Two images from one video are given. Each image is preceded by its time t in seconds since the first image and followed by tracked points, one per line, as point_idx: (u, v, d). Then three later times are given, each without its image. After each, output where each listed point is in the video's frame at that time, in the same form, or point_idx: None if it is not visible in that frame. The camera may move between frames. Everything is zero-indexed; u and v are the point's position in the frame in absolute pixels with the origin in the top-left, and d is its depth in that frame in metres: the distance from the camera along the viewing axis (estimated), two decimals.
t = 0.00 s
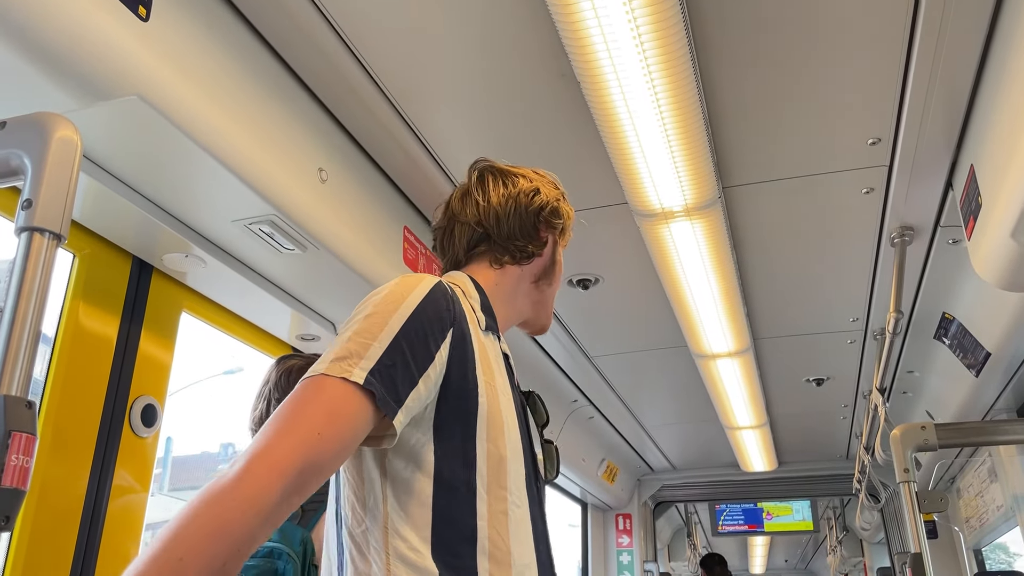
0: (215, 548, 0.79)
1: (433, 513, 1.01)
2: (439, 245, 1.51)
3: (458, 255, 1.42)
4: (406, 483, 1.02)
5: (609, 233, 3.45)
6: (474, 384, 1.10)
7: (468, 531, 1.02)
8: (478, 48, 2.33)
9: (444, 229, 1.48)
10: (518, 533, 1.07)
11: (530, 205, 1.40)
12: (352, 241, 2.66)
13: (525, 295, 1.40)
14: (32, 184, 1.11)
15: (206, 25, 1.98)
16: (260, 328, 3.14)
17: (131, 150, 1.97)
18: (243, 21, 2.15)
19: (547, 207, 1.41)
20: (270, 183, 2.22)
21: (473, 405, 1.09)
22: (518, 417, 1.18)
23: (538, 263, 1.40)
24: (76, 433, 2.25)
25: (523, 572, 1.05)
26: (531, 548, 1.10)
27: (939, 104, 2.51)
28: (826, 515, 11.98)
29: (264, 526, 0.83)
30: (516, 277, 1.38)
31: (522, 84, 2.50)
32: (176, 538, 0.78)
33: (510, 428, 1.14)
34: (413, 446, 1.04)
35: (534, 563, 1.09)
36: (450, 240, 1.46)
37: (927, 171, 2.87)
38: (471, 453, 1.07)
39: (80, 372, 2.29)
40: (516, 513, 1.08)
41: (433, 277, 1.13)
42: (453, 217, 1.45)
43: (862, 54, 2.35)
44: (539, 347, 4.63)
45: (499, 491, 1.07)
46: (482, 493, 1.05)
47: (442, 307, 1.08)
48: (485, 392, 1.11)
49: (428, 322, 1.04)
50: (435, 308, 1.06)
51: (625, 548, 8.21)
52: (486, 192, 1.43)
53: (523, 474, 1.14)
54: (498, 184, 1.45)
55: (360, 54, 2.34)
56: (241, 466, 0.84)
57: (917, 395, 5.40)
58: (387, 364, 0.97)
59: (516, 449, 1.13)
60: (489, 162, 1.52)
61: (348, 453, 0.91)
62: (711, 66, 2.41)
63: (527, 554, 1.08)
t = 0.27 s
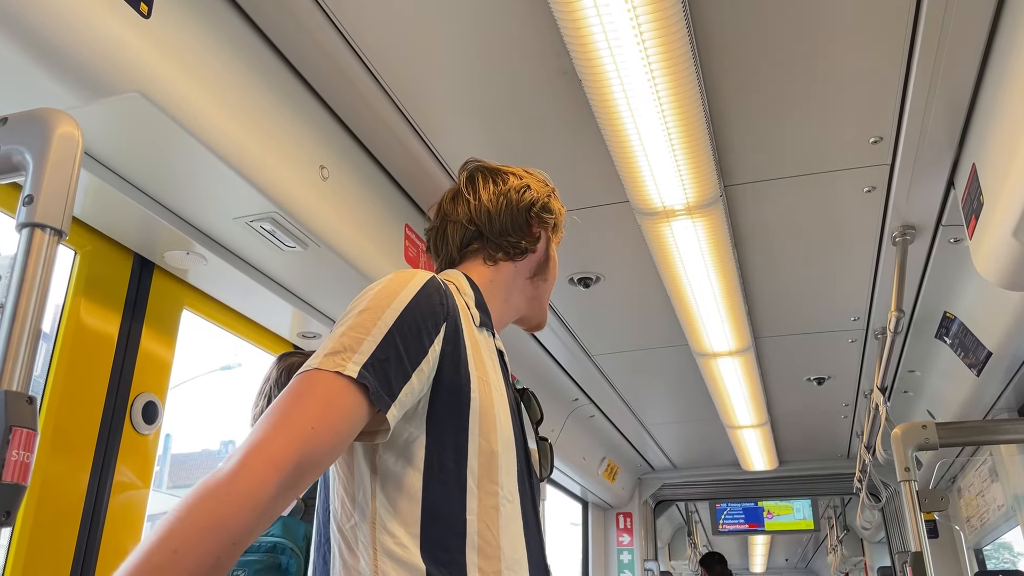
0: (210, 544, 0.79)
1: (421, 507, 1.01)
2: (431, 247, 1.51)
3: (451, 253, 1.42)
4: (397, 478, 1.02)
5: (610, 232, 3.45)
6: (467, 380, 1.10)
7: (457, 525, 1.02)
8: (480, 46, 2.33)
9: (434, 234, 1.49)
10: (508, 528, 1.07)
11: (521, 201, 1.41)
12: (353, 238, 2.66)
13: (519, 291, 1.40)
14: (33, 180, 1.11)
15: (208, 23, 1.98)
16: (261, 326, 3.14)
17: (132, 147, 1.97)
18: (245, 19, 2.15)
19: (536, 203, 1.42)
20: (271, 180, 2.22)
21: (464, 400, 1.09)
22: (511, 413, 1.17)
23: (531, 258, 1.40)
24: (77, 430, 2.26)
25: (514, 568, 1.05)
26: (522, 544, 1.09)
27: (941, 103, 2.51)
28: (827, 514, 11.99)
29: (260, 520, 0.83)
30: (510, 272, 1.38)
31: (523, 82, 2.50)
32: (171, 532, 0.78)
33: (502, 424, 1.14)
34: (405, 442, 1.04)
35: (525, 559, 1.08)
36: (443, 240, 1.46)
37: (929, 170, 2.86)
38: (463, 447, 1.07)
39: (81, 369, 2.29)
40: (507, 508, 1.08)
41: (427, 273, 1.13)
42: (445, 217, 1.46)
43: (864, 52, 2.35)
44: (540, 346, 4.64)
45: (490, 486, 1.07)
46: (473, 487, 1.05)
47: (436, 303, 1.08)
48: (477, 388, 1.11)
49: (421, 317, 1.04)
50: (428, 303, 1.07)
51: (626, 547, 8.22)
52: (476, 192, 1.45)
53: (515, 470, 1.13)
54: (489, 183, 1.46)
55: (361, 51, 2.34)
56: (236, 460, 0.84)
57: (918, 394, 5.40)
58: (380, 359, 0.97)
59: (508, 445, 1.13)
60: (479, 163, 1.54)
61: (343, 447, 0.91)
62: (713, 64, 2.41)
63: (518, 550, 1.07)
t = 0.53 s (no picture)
0: (209, 544, 0.79)
1: (416, 507, 1.01)
2: (434, 249, 1.52)
3: (454, 255, 1.43)
4: (393, 479, 1.02)
5: (613, 232, 3.45)
6: (464, 381, 1.10)
7: (452, 525, 1.02)
8: (482, 46, 2.33)
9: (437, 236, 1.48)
10: (502, 528, 1.06)
11: (524, 204, 1.41)
12: (355, 239, 2.66)
13: (521, 293, 1.40)
14: (36, 180, 1.11)
15: (211, 23, 1.98)
16: (263, 326, 3.14)
17: (136, 147, 1.98)
18: (248, 19, 2.15)
19: (539, 206, 1.43)
20: (273, 180, 2.22)
21: (461, 401, 1.09)
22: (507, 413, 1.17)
23: (534, 261, 1.40)
24: (80, 430, 2.26)
25: (508, 568, 1.04)
26: (518, 545, 1.09)
27: (944, 103, 2.50)
28: (830, 515, 11.98)
29: (259, 520, 0.83)
30: (512, 274, 1.38)
31: (525, 82, 2.50)
32: (170, 532, 0.78)
33: (498, 425, 1.14)
34: (400, 442, 1.04)
35: (520, 560, 1.08)
36: (446, 242, 1.46)
37: (932, 171, 2.86)
38: (459, 448, 1.06)
39: (84, 369, 2.29)
40: (502, 509, 1.08)
41: (424, 274, 1.13)
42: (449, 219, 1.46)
43: (867, 53, 2.35)
44: (543, 346, 4.64)
45: (485, 486, 1.07)
46: (468, 487, 1.05)
47: (433, 303, 1.08)
48: (474, 389, 1.11)
49: (418, 317, 1.04)
50: (425, 304, 1.07)
51: (628, 547, 8.22)
52: (480, 194, 1.45)
53: (511, 471, 1.13)
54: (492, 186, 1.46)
55: (364, 51, 2.34)
56: (235, 460, 0.84)
57: (920, 395, 5.39)
58: (378, 359, 0.97)
59: (504, 446, 1.13)
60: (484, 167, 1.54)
61: (342, 447, 0.92)
62: (716, 64, 2.40)
63: (513, 551, 1.07)
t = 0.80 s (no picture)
0: (216, 542, 0.79)
1: (423, 506, 1.01)
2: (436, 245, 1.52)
3: (458, 252, 1.43)
4: (399, 477, 1.03)
5: (617, 233, 3.45)
6: (471, 380, 1.10)
7: (458, 524, 1.02)
8: (487, 48, 2.34)
9: (439, 233, 1.49)
10: (508, 527, 1.07)
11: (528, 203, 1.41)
12: (360, 240, 2.67)
13: (525, 292, 1.41)
14: (44, 181, 1.12)
15: (217, 25, 1.99)
16: (268, 326, 3.15)
17: (142, 148, 1.99)
18: (254, 21, 2.16)
19: (543, 205, 1.43)
20: (279, 181, 2.22)
21: (468, 400, 1.09)
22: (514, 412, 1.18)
23: (537, 260, 1.40)
24: (86, 430, 2.27)
25: (513, 568, 1.05)
26: (523, 544, 1.09)
27: (948, 105, 2.51)
28: (833, 516, 11.97)
29: (266, 519, 0.84)
30: (516, 273, 1.39)
31: (530, 83, 2.51)
32: (178, 530, 0.79)
33: (504, 424, 1.14)
34: (408, 440, 1.05)
35: (525, 559, 1.08)
36: (449, 239, 1.47)
37: (937, 172, 2.86)
38: (465, 446, 1.07)
39: (90, 369, 2.30)
40: (508, 508, 1.08)
41: (433, 273, 1.14)
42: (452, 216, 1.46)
43: (871, 55, 2.35)
44: (547, 347, 4.64)
45: (491, 485, 1.07)
46: (474, 486, 1.05)
47: (441, 302, 1.08)
48: (480, 388, 1.12)
49: (426, 316, 1.04)
50: (433, 303, 1.07)
51: (631, 548, 8.21)
52: (484, 192, 1.45)
53: (516, 470, 1.13)
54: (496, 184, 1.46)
55: (369, 53, 2.35)
56: (243, 459, 0.85)
57: (925, 396, 5.38)
58: (386, 358, 0.97)
59: (510, 445, 1.13)
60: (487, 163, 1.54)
61: (349, 446, 0.92)
62: (720, 66, 2.41)
63: (519, 549, 1.07)
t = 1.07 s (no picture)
0: (219, 543, 0.79)
1: (424, 509, 1.01)
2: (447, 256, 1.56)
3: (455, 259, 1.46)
4: (401, 480, 1.03)
5: (621, 236, 3.45)
6: (475, 383, 1.10)
7: (459, 526, 1.02)
8: (491, 49, 2.34)
9: (443, 232, 1.51)
10: (510, 530, 1.06)
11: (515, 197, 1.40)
12: (365, 242, 2.67)
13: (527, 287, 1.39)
14: (50, 182, 1.12)
15: (223, 27, 1.99)
16: (272, 328, 3.15)
17: (148, 150, 1.99)
18: (259, 23, 2.17)
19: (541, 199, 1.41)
20: (284, 184, 2.23)
21: (472, 403, 1.09)
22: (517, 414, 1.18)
23: (531, 252, 1.39)
24: (90, 431, 2.27)
25: (515, 571, 1.04)
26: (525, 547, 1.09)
27: (954, 107, 2.50)
28: (838, 520, 11.93)
29: (270, 520, 0.84)
30: (510, 270, 1.38)
31: (534, 86, 2.51)
32: (182, 531, 0.79)
33: (508, 426, 1.14)
34: (412, 441, 1.05)
35: (527, 563, 1.08)
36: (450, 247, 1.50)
37: (942, 174, 2.85)
38: (468, 449, 1.06)
39: (95, 371, 2.31)
40: (510, 511, 1.08)
41: (439, 275, 1.14)
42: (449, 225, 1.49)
43: (877, 57, 2.35)
44: (550, 349, 4.63)
45: (493, 488, 1.07)
46: (476, 489, 1.05)
47: (448, 304, 1.08)
48: (485, 391, 1.11)
49: (433, 318, 1.04)
50: (440, 304, 1.07)
51: (634, 551, 8.20)
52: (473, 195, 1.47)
53: (519, 473, 1.13)
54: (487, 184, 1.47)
55: (374, 55, 2.35)
56: (248, 460, 0.85)
57: (930, 399, 5.36)
58: (392, 359, 0.97)
59: (513, 447, 1.13)
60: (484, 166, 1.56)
61: (353, 448, 0.92)
62: (724, 68, 2.41)
63: (521, 553, 1.07)
